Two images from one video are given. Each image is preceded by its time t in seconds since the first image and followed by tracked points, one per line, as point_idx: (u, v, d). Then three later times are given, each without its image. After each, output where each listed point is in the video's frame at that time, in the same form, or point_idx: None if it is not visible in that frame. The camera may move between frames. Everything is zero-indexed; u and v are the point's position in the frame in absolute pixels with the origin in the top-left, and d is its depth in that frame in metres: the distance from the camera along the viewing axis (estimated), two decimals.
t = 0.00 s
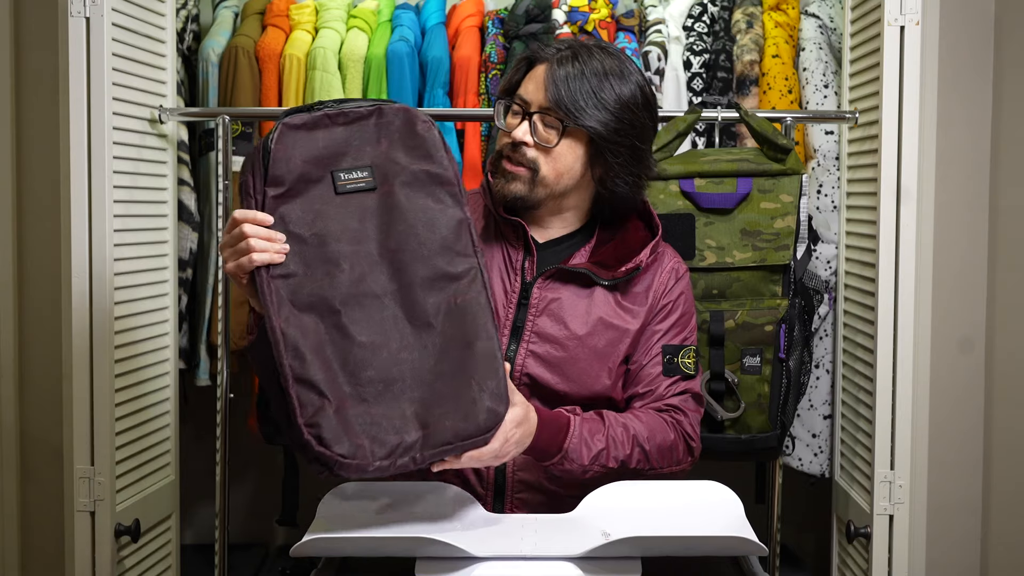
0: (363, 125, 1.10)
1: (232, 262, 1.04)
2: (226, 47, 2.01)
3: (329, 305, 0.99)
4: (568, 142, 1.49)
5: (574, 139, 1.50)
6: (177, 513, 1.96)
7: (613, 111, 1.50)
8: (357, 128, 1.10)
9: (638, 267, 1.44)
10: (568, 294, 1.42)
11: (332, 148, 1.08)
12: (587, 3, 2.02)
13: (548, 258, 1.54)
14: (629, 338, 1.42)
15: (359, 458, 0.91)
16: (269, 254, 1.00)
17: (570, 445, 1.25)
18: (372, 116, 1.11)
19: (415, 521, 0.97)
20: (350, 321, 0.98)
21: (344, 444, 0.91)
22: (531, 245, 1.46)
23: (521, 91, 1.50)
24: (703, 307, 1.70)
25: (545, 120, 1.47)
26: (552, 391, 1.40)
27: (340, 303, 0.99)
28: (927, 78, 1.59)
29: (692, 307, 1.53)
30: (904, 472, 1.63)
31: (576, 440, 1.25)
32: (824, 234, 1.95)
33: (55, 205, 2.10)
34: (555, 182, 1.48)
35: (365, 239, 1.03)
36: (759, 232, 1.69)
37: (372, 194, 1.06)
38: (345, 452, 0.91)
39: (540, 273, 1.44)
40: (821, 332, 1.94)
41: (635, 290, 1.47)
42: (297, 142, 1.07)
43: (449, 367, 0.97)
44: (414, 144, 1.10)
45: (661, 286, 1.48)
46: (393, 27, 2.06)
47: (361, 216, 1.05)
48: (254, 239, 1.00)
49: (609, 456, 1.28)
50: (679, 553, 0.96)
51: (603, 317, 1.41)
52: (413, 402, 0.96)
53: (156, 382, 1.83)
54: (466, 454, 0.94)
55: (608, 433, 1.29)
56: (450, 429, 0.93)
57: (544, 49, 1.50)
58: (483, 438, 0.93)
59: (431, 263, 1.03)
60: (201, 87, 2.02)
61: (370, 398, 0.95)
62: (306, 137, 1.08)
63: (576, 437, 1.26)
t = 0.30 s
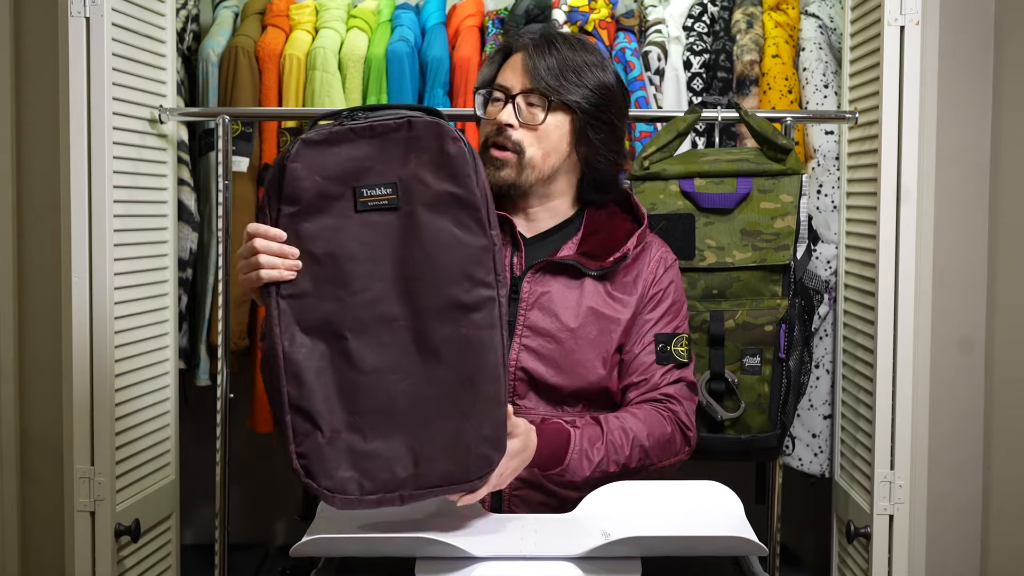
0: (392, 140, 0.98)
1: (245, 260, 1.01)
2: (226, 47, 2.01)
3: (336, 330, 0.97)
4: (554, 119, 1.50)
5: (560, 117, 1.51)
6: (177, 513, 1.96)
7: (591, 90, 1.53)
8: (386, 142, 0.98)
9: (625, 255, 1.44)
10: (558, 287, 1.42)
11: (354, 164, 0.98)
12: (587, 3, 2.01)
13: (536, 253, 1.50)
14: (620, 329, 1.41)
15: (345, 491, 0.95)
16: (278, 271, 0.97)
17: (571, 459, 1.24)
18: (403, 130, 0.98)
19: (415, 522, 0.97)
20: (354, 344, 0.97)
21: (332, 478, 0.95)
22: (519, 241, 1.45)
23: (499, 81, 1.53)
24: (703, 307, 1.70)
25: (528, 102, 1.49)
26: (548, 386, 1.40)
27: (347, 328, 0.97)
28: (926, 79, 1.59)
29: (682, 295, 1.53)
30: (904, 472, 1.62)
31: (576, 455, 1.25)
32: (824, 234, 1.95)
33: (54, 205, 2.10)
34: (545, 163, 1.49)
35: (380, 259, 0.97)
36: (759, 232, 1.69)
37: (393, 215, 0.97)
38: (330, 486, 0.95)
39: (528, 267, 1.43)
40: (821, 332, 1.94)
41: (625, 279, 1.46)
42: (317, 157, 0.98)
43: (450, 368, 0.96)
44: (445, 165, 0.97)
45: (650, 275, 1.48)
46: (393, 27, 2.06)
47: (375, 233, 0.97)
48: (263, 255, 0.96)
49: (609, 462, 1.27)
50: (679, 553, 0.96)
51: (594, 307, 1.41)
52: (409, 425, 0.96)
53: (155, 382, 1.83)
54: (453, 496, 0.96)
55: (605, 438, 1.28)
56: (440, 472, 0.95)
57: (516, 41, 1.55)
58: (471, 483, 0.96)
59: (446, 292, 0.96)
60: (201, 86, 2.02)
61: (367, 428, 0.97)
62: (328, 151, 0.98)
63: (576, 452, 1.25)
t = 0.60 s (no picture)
0: (406, 132, 0.97)
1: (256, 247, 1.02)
2: (226, 47, 2.01)
3: (340, 320, 0.97)
4: (570, 114, 1.51)
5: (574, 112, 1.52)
6: (178, 513, 1.96)
7: (595, 85, 1.55)
8: (399, 134, 0.97)
9: (616, 244, 1.44)
10: (552, 278, 1.42)
11: (366, 155, 0.97)
12: (587, 3, 2.01)
13: (529, 247, 1.51)
14: (614, 317, 1.41)
15: (341, 478, 0.96)
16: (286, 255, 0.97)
17: (570, 452, 1.22)
18: (415, 122, 0.97)
19: (416, 520, 0.97)
20: (359, 334, 0.97)
21: (329, 465, 0.97)
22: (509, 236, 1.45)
23: (506, 74, 1.51)
24: (703, 307, 1.70)
25: (546, 94, 1.48)
26: (546, 378, 1.40)
27: (352, 319, 0.97)
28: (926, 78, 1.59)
29: (675, 284, 1.52)
30: (904, 472, 1.62)
31: (575, 447, 1.23)
32: (824, 234, 1.95)
33: (54, 204, 2.10)
34: (560, 157, 1.50)
35: (388, 252, 0.97)
36: (759, 232, 1.69)
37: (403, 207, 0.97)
38: (327, 474, 0.96)
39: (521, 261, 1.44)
40: (821, 332, 1.94)
41: (618, 268, 1.45)
42: (328, 147, 0.98)
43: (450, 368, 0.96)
44: (456, 160, 0.96)
45: (642, 264, 1.47)
46: (393, 27, 2.06)
47: (386, 228, 0.97)
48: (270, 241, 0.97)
49: (609, 454, 1.25)
50: (679, 553, 0.96)
51: (587, 297, 1.41)
52: (411, 418, 0.96)
53: (155, 382, 1.83)
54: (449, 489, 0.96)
55: (604, 431, 1.27)
56: (436, 466, 0.95)
57: (519, 36, 1.54)
58: (467, 478, 0.95)
59: (453, 287, 0.95)
60: (201, 87, 2.02)
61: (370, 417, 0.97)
62: (340, 142, 0.98)
63: (576, 444, 1.23)
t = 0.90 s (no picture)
0: (426, 125, 0.98)
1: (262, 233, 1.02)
2: (226, 47, 2.01)
3: (347, 304, 0.98)
4: (583, 119, 1.51)
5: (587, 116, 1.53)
6: (177, 513, 1.96)
7: (607, 91, 1.56)
8: (418, 126, 0.98)
9: (619, 244, 1.45)
10: (555, 277, 1.43)
11: (384, 145, 0.98)
12: (587, 3, 2.01)
13: (532, 246, 1.51)
14: (615, 318, 1.41)
15: (332, 461, 0.96)
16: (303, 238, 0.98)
17: (563, 454, 1.22)
18: (436, 116, 0.98)
19: (416, 519, 0.97)
20: (364, 320, 0.97)
21: (323, 446, 0.97)
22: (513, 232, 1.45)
23: (521, 75, 1.51)
24: (703, 307, 1.70)
25: (561, 96, 1.49)
26: (546, 377, 1.40)
27: (358, 304, 0.97)
28: (926, 78, 1.59)
29: (677, 287, 1.51)
30: (904, 472, 1.62)
31: (569, 449, 1.23)
32: (824, 234, 1.95)
33: (54, 204, 2.10)
34: (572, 159, 1.50)
35: (399, 240, 0.97)
36: (759, 232, 1.69)
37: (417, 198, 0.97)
38: (320, 454, 0.97)
39: (524, 259, 1.45)
40: (821, 332, 1.94)
41: (621, 269, 1.45)
42: (349, 134, 0.99)
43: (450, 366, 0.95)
44: (473, 156, 0.96)
45: (645, 265, 1.47)
46: (393, 27, 2.06)
47: (398, 216, 0.97)
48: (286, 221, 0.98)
49: (604, 455, 1.25)
50: (680, 553, 0.96)
51: (589, 297, 1.41)
52: (407, 405, 0.96)
53: (156, 382, 1.83)
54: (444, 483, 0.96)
55: (601, 432, 1.26)
56: (427, 456, 0.95)
57: (536, 37, 1.54)
58: (457, 474, 0.94)
59: (459, 281, 0.95)
60: (201, 87, 2.02)
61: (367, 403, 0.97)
62: (360, 129, 0.99)
63: (570, 446, 1.23)
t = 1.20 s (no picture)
0: (411, 129, 0.98)
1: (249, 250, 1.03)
2: (226, 47, 2.01)
3: (337, 311, 0.97)
4: (588, 125, 1.50)
5: (593, 121, 1.51)
6: (178, 513, 1.96)
7: (616, 97, 1.54)
8: (404, 129, 0.98)
9: (624, 247, 1.44)
10: (558, 277, 1.42)
11: (371, 149, 0.97)
12: (587, 3, 2.01)
13: (535, 245, 1.52)
14: (616, 321, 1.41)
15: (329, 470, 0.96)
16: (288, 236, 0.98)
17: (557, 453, 1.23)
18: (422, 118, 0.98)
19: (415, 519, 0.97)
20: (354, 327, 0.97)
21: (319, 457, 0.97)
22: (519, 232, 1.43)
23: (530, 77, 1.50)
24: (703, 307, 1.70)
25: (566, 102, 1.48)
26: (544, 376, 1.39)
27: (348, 311, 0.97)
28: (926, 78, 1.59)
29: (679, 293, 1.51)
30: (904, 471, 1.63)
31: (563, 447, 1.23)
32: (824, 234, 1.95)
33: (54, 204, 2.10)
34: (575, 164, 1.49)
35: (386, 246, 0.97)
36: (759, 232, 1.69)
37: (404, 203, 0.97)
38: (317, 465, 0.96)
39: (528, 256, 1.43)
40: (821, 332, 1.94)
41: (624, 273, 1.45)
42: (334, 139, 0.98)
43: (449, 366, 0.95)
44: (460, 158, 0.97)
45: (647, 270, 1.47)
46: (393, 27, 2.06)
47: (384, 221, 0.97)
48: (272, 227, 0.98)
49: (596, 457, 1.25)
50: (679, 552, 0.96)
51: (591, 299, 1.41)
52: (401, 412, 0.96)
53: (156, 382, 1.83)
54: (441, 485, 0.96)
55: (593, 433, 1.27)
56: (426, 462, 0.95)
57: (549, 40, 1.53)
58: (455, 475, 0.95)
59: (450, 284, 0.95)
60: (201, 87, 2.02)
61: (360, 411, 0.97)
62: (346, 134, 0.98)
63: (563, 444, 1.23)
